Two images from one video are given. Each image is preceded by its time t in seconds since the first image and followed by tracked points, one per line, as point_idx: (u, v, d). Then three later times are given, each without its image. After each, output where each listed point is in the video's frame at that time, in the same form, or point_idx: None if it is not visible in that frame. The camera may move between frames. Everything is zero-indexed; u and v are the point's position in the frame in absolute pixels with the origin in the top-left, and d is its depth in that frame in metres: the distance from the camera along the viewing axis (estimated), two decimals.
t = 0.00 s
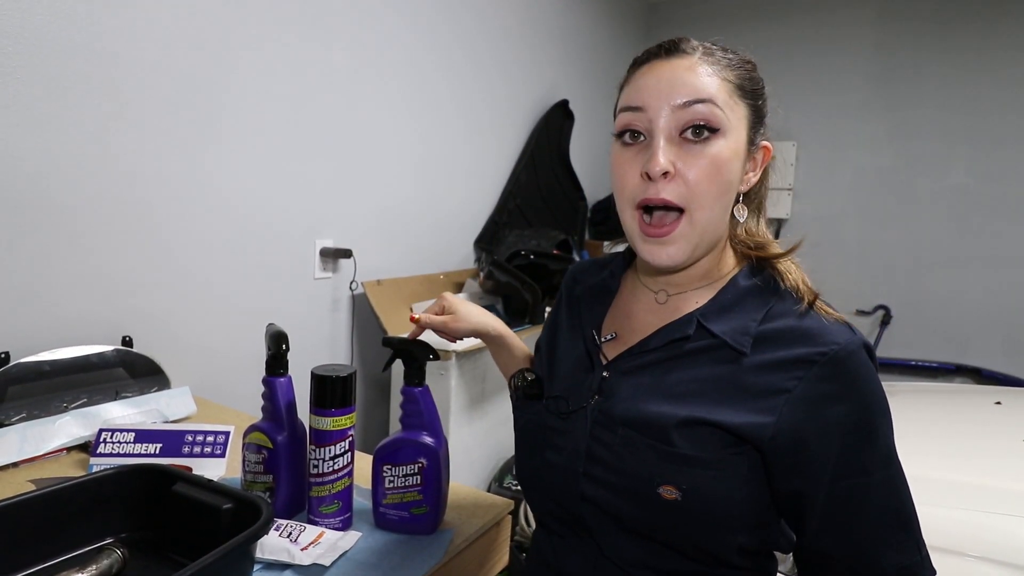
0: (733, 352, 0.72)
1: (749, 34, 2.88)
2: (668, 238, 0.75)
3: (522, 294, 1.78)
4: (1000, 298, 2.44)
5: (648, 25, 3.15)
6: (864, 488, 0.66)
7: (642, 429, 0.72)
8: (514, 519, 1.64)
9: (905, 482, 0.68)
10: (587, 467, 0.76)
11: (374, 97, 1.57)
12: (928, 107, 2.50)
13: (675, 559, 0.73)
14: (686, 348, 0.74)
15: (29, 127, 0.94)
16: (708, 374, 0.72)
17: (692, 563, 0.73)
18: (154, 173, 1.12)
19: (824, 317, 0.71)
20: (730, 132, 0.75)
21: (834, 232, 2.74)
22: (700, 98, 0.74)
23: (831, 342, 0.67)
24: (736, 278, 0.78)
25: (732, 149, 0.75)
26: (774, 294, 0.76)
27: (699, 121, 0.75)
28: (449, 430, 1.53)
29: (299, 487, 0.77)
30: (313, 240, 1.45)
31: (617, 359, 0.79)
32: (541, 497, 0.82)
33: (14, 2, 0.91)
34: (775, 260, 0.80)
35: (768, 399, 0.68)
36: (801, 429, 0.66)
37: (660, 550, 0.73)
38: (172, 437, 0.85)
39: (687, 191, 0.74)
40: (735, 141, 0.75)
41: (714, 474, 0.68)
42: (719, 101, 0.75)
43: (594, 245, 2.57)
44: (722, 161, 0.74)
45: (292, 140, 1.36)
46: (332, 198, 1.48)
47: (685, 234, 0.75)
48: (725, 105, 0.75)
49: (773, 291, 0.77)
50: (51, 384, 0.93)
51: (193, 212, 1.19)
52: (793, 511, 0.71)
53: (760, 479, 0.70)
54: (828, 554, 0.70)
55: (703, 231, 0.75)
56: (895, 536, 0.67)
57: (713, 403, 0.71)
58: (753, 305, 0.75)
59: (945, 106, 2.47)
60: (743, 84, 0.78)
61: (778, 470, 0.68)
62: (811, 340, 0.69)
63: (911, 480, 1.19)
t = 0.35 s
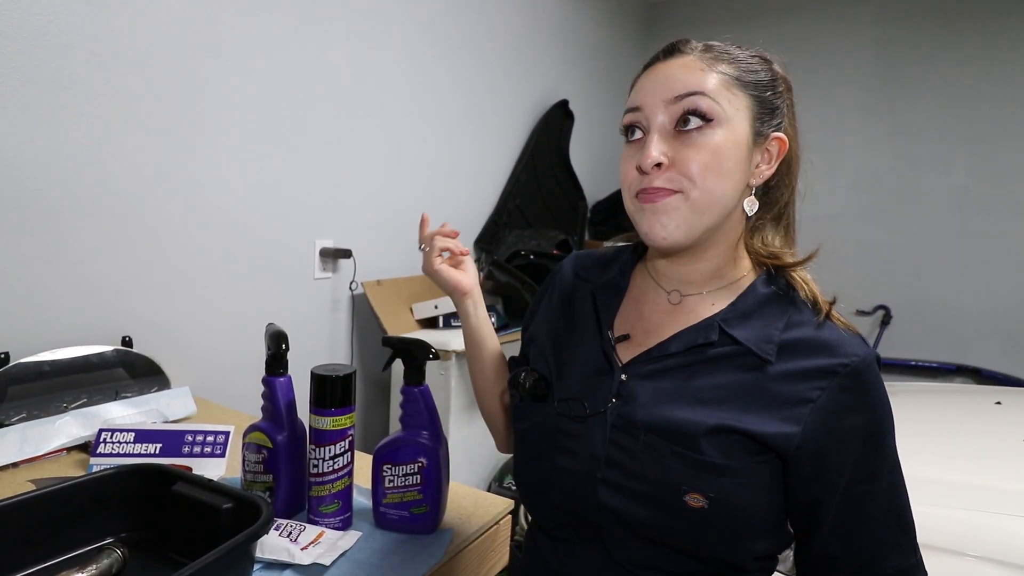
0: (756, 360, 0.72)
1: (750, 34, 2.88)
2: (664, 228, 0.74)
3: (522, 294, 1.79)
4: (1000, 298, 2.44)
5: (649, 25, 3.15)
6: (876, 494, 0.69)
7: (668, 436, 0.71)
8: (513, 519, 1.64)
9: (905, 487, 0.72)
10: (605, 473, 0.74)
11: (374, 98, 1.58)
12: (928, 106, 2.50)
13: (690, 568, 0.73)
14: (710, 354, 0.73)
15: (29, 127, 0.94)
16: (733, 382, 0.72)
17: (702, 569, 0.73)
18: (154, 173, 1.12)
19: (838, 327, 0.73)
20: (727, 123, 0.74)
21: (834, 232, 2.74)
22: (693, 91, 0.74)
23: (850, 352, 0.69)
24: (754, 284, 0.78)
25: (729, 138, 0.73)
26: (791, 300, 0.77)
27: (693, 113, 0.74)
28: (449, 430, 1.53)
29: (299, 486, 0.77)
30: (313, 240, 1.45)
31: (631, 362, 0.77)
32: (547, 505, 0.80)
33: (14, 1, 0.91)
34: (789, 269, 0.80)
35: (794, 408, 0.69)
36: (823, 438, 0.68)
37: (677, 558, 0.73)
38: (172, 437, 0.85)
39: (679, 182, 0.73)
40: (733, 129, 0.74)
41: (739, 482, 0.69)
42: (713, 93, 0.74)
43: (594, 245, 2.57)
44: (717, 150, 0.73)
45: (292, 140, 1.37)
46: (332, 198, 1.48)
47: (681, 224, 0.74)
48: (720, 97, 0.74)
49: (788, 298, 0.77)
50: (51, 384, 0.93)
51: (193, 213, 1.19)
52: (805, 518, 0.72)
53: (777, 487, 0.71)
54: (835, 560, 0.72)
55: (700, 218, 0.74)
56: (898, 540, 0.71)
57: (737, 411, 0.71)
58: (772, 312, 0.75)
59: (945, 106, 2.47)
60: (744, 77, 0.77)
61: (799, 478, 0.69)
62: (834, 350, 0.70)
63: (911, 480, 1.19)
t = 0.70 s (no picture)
0: (745, 364, 0.71)
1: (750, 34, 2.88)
2: (632, 266, 0.77)
3: (521, 294, 1.78)
4: (1000, 299, 2.44)
5: (649, 25, 3.15)
6: (868, 519, 0.65)
7: (647, 431, 0.72)
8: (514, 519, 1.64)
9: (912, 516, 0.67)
10: (584, 461, 0.76)
11: (375, 97, 1.58)
12: (929, 106, 2.50)
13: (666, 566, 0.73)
14: (699, 354, 0.74)
15: (30, 126, 0.94)
16: (718, 383, 0.71)
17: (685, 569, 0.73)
18: (154, 173, 1.12)
19: (847, 342, 0.70)
20: (647, 153, 0.72)
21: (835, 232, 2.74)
22: (614, 134, 0.74)
23: (848, 365, 0.66)
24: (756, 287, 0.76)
25: (654, 169, 0.71)
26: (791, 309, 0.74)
27: (620, 153, 0.74)
28: (449, 430, 1.53)
29: (299, 486, 0.77)
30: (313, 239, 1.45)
31: (625, 356, 0.79)
32: (535, 489, 0.82)
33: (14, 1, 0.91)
34: (791, 275, 0.74)
35: (778, 416, 0.67)
36: (808, 451, 0.66)
37: (650, 554, 0.73)
38: (172, 437, 0.85)
39: (622, 224, 0.74)
40: (657, 157, 0.71)
41: (711, 483, 0.68)
42: (632, 129, 0.73)
43: (594, 245, 2.57)
44: (643, 186, 0.72)
45: (292, 139, 1.37)
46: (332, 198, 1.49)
47: (640, 260, 0.75)
48: (638, 130, 0.72)
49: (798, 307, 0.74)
50: (51, 384, 0.93)
51: (193, 213, 1.19)
52: (794, 532, 0.70)
53: (760, 495, 0.69)
54: None
55: (653, 251, 0.74)
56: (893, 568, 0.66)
57: (718, 413, 0.70)
58: (772, 317, 0.73)
59: (945, 105, 2.47)
60: (668, 93, 0.72)
61: (780, 488, 0.67)
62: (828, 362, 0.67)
63: (911, 480, 1.19)
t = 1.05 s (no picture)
0: (727, 358, 0.71)
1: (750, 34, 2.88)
2: (625, 268, 0.77)
3: (521, 293, 1.78)
4: (1000, 298, 2.44)
5: (648, 25, 3.15)
6: (848, 513, 0.63)
7: (628, 422, 0.73)
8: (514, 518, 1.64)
9: (900, 516, 0.64)
10: (571, 451, 0.77)
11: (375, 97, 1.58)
12: (928, 106, 2.50)
13: (647, 558, 0.73)
14: (684, 347, 0.74)
15: (29, 126, 0.95)
16: (699, 376, 0.72)
17: (669, 563, 0.73)
18: (154, 173, 1.12)
19: (833, 336, 0.68)
20: (638, 161, 0.72)
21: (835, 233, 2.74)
22: (608, 140, 0.74)
23: (829, 356, 0.65)
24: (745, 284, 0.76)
25: (645, 177, 0.71)
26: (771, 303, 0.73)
27: (612, 158, 0.74)
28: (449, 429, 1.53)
29: (299, 486, 0.77)
30: (313, 239, 1.45)
31: (616, 352, 0.80)
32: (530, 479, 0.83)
33: (14, 2, 0.91)
34: (768, 277, 0.73)
35: (756, 408, 0.67)
36: (784, 444, 0.64)
37: (632, 545, 0.73)
38: (172, 436, 0.85)
39: (614, 228, 0.75)
40: (649, 165, 0.71)
41: (687, 474, 0.68)
42: (624, 135, 0.73)
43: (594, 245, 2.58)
44: (634, 193, 0.72)
45: (293, 139, 1.37)
46: (332, 198, 1.49)
47: (632, 263, 0.76)
48: (630, 137, 0.72)
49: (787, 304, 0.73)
50: (50, 384, 0.93)
51: (193, 212, 1.19)
52: (775, 529, 0.68)
53: (740, 489, 0.68)
54: None
55: (645, 255, 0.74)
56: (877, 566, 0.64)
57: (697, 405, 0.70)
58: (758, 312, 0.73)
59: (944, 105, 2.47)
60: (661, 100, 0.72)
61: (756, 481, 0.66)
62: (808, 353, 0.66)
63: (911, 479, 1.19)
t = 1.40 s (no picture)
0: (742, 370, 0.71)
1: (751, 36, 2.88)
2: (660, 279, 0.75)
3: (521, 295, 1.79)
4: (1000, 300, 2.44)
5: (649, 26, 3.15)
6: (850, 525, 0.65)
7: (641, 429, 0.72)
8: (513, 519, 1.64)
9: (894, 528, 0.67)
10: (581, 455, 0.76)
11: (375, 99, 1.58)
12: (929, 109, 2.50)
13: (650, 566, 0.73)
14: (697, 356, 0.74)
15: (29, 126, 0.95)
16: (713, 386, 0.71)
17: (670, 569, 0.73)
18: (156, 174, 1.12)
19: (842, 355, 0.69)
20: (708, 176, 0.70)
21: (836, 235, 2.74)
22: (673, 144, 0.71)
23: (842, 376, 0.66)
24: (757, 299, 0.77)
25: (712, 192, 0.70)
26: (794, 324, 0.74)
27: (675, 165, 0.71)
28: (449, 430, 1.54)
29: (299, 487, 0.77)
30: (313, 240, 1.46)
31: (629, 356, 0.79)
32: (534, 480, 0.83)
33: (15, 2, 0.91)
34: (799, 296, 0.74)
35: (769, 421, 0.67)
36: (795, 457, 0.65)
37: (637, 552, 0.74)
38: (172, 437, 0.85)
39: (666, 237, 0.73)
40: (714, 181, 0.70)
41: (698, 483, 0.68)
42: (695, 145, 0.70)
43: (593, 246, 2.58)
44: (699, 207, 0.70)
45: (293, 140, 1.37)
46: (332, 199, 1.49)
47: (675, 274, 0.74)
48: (701, 148, 0.70)
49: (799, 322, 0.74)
50: (50, 384, 0.93)
51: (194, 213, 1.19)
52: (776, 538, 0.69)
53: (746, 499, 0.69)
54: None
55: (690, 270, 0.73)
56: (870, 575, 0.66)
57: (709, 413, 0.70)
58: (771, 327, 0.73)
59: (945, 107, 2.47)
60: (735, 117, 0.71)
61: (765, 492, 0.67)
62: (822, 372, 0.67)
63: (910, 481, 1.19)
